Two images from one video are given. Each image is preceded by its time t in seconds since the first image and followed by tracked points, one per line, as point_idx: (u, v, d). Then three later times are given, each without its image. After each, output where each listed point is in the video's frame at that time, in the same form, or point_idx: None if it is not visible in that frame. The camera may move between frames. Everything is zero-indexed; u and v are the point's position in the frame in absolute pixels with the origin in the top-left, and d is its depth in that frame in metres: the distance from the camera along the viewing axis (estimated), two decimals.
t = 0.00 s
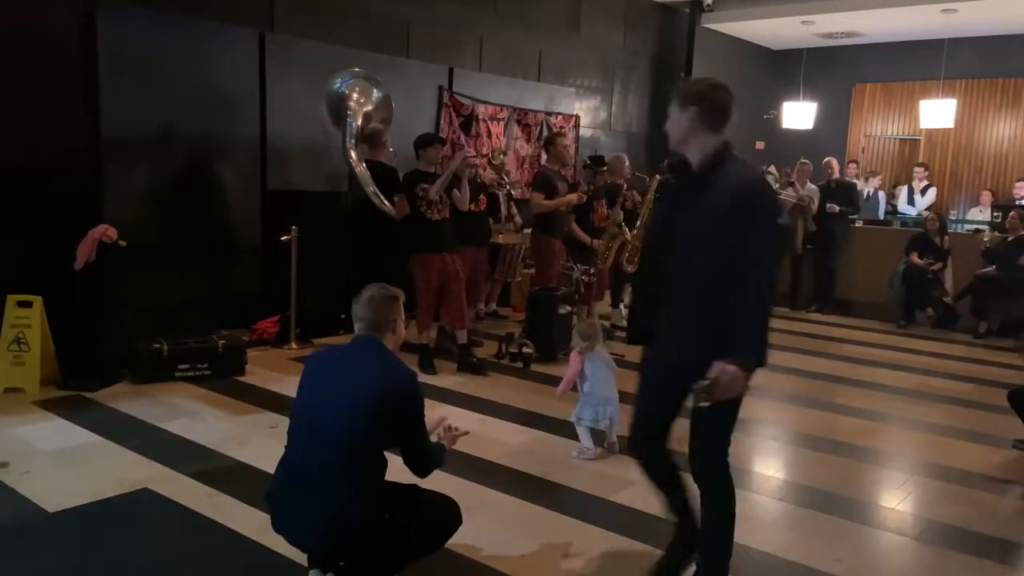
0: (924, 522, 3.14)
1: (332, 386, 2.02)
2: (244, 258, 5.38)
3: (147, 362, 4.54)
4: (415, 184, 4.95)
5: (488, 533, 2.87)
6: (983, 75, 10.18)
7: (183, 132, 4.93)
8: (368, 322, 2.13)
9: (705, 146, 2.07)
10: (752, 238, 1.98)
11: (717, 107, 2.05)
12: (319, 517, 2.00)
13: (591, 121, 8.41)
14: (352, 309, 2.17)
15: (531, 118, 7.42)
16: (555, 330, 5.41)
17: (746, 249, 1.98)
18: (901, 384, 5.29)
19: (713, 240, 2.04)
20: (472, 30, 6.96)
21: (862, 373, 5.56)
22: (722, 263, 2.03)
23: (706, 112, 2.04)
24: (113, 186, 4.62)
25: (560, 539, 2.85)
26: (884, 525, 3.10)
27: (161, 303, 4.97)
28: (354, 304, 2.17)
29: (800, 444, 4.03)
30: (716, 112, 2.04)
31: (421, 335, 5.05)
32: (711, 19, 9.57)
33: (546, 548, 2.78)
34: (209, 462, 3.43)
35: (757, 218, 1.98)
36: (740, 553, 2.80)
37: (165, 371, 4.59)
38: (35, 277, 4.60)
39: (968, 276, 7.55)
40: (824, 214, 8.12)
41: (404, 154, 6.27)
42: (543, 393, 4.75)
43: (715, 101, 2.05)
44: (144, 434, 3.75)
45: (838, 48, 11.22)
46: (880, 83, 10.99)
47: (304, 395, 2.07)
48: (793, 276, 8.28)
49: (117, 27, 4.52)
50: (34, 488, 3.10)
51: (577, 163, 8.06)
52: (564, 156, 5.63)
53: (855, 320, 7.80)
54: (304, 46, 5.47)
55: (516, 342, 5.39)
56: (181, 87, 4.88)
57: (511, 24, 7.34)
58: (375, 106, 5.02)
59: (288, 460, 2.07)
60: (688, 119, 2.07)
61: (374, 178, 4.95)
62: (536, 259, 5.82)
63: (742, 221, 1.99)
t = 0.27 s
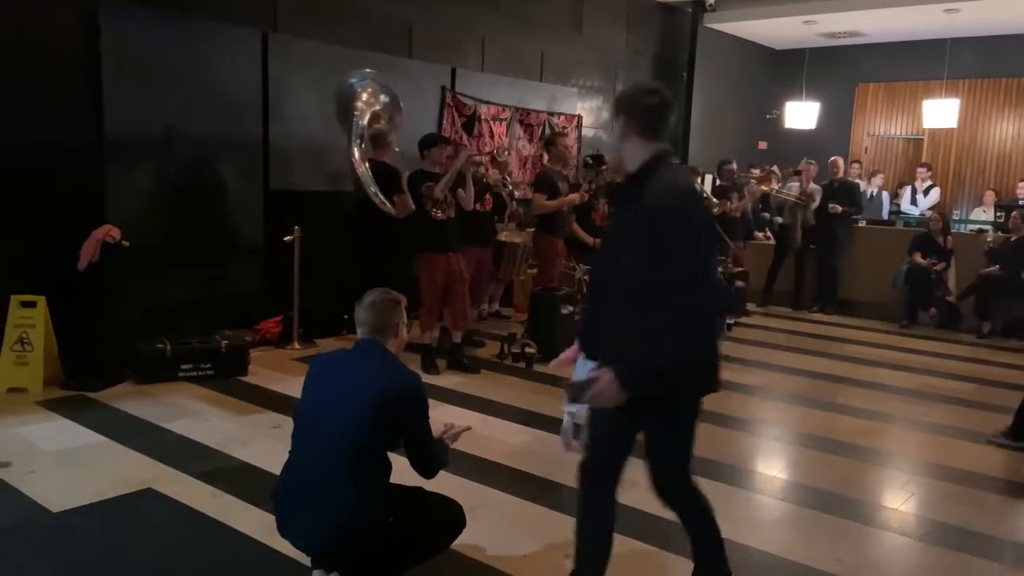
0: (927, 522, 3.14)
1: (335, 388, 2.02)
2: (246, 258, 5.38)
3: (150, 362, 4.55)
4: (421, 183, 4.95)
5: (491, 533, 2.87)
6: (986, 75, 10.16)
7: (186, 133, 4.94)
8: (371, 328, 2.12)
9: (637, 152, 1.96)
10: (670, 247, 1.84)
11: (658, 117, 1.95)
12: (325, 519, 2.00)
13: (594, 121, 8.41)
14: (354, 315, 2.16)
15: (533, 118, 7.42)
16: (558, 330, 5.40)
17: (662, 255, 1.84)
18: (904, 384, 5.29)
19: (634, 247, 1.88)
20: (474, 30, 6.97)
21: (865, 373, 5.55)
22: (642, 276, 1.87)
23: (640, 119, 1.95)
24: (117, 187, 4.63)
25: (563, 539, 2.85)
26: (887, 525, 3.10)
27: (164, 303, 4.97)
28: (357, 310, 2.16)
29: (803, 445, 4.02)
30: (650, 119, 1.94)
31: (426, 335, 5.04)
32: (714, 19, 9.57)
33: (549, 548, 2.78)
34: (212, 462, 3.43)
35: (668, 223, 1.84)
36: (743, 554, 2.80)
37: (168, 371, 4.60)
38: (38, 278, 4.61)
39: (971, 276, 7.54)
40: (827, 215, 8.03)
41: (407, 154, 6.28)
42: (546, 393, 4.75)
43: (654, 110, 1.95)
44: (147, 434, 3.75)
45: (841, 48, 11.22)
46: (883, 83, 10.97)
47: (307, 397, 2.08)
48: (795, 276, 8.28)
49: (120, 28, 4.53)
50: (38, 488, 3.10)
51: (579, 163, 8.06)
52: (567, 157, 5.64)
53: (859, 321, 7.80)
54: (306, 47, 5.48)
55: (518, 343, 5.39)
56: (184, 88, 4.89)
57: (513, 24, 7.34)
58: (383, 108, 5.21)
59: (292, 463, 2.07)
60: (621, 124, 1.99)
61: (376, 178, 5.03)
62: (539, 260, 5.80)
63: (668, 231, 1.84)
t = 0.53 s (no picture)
0: (929, 524, 3.13)
1: (337, 385, 2.02)
2: (248, 259, 5.38)
3: (152, 362, 4.55)
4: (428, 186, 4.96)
5: (493, 534, 2.87)
6: (988, 76, 10.16)
7: (187, 133, 4.94)
8: (375, 321, 2.12)
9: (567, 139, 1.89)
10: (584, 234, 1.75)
11: (590, 102, 1.86)
12: (326, 518, 2.00)
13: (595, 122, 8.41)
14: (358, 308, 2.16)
15: (535, 119, 7.43)
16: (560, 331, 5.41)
17: (578, 242, 1.75)
18: (906, 386, 5.28)
19: (555, 237, 1.80)
20: (476, 31, 6.97)
21: (867, 374, 5.55)
22: (557, 269, 1.78)
23: (568, 103, 1.87)
24: (118, 188, 4.63)
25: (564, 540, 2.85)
26: (889, 527, 3.09)
27: (165, 304, 4.97)
28: (360, 302, 2.16)
29: (804, 445, 4.02)
30: (576, 102, 1.87)
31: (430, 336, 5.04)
32: (715, 20, 9.58)
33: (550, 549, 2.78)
34: (213, 463, 3.44)
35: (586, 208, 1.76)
36: (745, 556, 2.80)
37: (170, 372, 4.60)
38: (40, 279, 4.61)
39: (973, 277, 7.54)
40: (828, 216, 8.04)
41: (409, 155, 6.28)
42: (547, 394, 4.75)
43: (585, 94, 1.86)
44: (148, 435, 3.75)
45: (843, 49, 11.21)
46: (885, 83, 10.97)
47: (309, 395, 2.08)
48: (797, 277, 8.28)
49: (121, 29, 4.53)
50: (39, 488, 3.10)
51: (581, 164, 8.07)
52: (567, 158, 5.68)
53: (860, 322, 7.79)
54: (308, 47, 5.48)
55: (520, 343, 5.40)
56: (186, 88, 4.90)
57: (515, 24, 7.35)
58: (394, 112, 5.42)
59: (294, 461, 2.07)
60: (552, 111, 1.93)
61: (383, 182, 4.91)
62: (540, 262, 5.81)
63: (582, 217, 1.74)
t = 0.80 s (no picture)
0: (930, 525, 3.13)
1: (341, 385, 2.02)
2: (249, 260, 5.39)
3: (153, 364, 4.55)
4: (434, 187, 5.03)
5: (493, 536, 2.87)
6: (989, 77, 10.16)
7: (189, 135, 4.94)
8: (379, 327, 2.06)
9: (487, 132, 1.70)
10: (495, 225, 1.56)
11: (514, 93, 1.69)
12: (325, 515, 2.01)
13: (596, 124, 8.42)
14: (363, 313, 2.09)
15: (536, 121, 7.44)
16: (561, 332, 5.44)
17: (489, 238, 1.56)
18: (907, 387, 5.28)
19: (466, 244, 1.59)
20: (477, 32, 6.97)
21: (867, 376, 5.55)
22: (473, 282, 1.58)
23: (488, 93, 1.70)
24: (120, 189, 4.64)
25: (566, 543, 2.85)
26: (891, 529, 3.09)
27: (166, 305, 4.97)
28: (366, 307, 2.09)
29: (805, 447, 4.02)
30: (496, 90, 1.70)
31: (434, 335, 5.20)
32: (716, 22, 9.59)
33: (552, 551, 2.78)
34: (215, 465, 3.44)
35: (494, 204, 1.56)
36: (747, 557, 2.80)
37: (171, 373, 4.60)
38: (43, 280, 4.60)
39: (974, 279, 7.54)
40: (829, 217, 8.04)
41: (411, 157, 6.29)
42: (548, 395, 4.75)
43: (509, 84, 1.69)
44: (150, 436, 3.75)
45: (844, 50, 11.21)
46: (886, 85, 10.96)
47: (313, 393, 2.08)
48: (798, 278, 8.29)
49: (122, 30, 4.54)
50: (40, 490, 3.10)
51: (581, 166, 8.07)
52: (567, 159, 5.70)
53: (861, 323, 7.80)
54: (309, 49, 5.48)
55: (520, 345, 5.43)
56: (187, 90, 4.90)
57: (516, 26, 7.35)
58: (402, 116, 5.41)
59: (296, 458, 2.08)
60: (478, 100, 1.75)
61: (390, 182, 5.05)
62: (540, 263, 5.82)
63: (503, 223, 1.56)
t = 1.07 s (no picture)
0: (930, 528, 3.13)
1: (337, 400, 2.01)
2: (249, 263, 5.39)
3: (153, 366, 4.55)
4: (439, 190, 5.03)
5: (493, 539, 2.87)
6: (988, 80, 10.17)
7: (189, 136, 4.95)
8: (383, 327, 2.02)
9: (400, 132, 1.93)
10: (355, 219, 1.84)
11: (422, 96, 1.93)
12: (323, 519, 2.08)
13: (596, 126, 8.42)
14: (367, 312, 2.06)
15: (536, 123, 7.44)
16: (562, 334, 5.42)
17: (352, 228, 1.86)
18: (907, 390, 5.28)
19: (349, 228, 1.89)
20: (477, 34, 6.97)
21: (867, 379, 5.54)
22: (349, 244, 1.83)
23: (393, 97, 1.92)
24: (120, 191, 4.64)
25: (566, 546, 2.84)
26: (891, 532, 3.09)
27: (166, 308, 4.98)
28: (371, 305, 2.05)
29: (805, 450, 4.02)
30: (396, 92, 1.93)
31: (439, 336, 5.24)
32: (716, 25, 9.60)
33: (552, 554, 2.77)
34: (214, 467, 3.44)
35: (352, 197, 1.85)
36: (747, 560, 2.80)
37: (170, 375, 4.60)
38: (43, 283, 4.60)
39: (974, 282, 7.54)
40: (829, 219, 8.05)
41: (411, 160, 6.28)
42: (548, 398, 4.74)
43: (406, 86, 1.92)
44: (149, 439, 3.75)
45: (843, 52, 11.22)
46: (886, 87, 10.97)
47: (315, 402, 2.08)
48: (798, 281, 8.30)
49: (123, 33, 4.55)
50: (39, 493, 3.10)
51: (581, 169, 8.08)
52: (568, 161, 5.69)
53: (860, 326, 7.80)
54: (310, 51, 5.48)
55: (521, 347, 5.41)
56: (188, 92, 4.90)
57: (516, 28, 7.35)
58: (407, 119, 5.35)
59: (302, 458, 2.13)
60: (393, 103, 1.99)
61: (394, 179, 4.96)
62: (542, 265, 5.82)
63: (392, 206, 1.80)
